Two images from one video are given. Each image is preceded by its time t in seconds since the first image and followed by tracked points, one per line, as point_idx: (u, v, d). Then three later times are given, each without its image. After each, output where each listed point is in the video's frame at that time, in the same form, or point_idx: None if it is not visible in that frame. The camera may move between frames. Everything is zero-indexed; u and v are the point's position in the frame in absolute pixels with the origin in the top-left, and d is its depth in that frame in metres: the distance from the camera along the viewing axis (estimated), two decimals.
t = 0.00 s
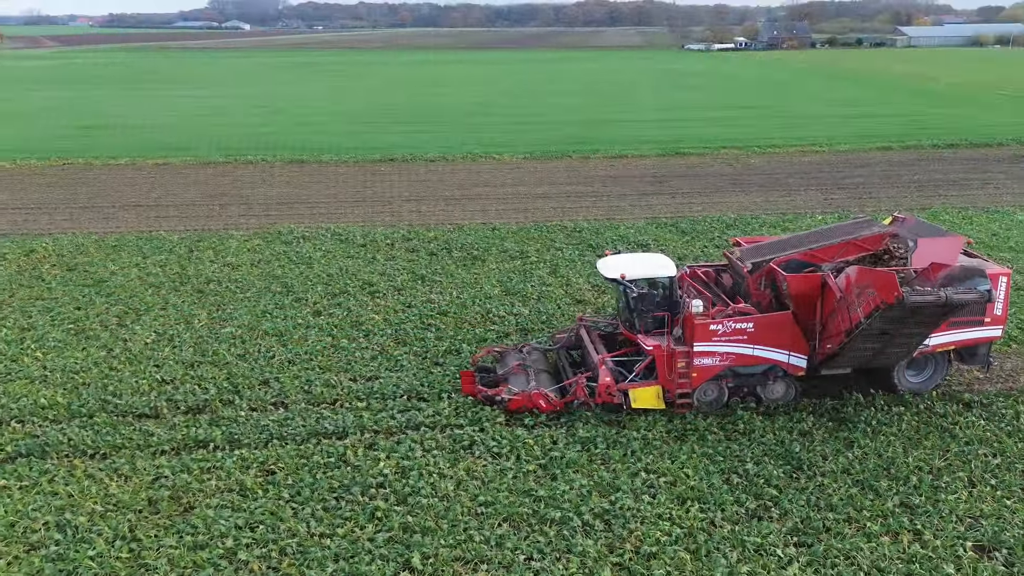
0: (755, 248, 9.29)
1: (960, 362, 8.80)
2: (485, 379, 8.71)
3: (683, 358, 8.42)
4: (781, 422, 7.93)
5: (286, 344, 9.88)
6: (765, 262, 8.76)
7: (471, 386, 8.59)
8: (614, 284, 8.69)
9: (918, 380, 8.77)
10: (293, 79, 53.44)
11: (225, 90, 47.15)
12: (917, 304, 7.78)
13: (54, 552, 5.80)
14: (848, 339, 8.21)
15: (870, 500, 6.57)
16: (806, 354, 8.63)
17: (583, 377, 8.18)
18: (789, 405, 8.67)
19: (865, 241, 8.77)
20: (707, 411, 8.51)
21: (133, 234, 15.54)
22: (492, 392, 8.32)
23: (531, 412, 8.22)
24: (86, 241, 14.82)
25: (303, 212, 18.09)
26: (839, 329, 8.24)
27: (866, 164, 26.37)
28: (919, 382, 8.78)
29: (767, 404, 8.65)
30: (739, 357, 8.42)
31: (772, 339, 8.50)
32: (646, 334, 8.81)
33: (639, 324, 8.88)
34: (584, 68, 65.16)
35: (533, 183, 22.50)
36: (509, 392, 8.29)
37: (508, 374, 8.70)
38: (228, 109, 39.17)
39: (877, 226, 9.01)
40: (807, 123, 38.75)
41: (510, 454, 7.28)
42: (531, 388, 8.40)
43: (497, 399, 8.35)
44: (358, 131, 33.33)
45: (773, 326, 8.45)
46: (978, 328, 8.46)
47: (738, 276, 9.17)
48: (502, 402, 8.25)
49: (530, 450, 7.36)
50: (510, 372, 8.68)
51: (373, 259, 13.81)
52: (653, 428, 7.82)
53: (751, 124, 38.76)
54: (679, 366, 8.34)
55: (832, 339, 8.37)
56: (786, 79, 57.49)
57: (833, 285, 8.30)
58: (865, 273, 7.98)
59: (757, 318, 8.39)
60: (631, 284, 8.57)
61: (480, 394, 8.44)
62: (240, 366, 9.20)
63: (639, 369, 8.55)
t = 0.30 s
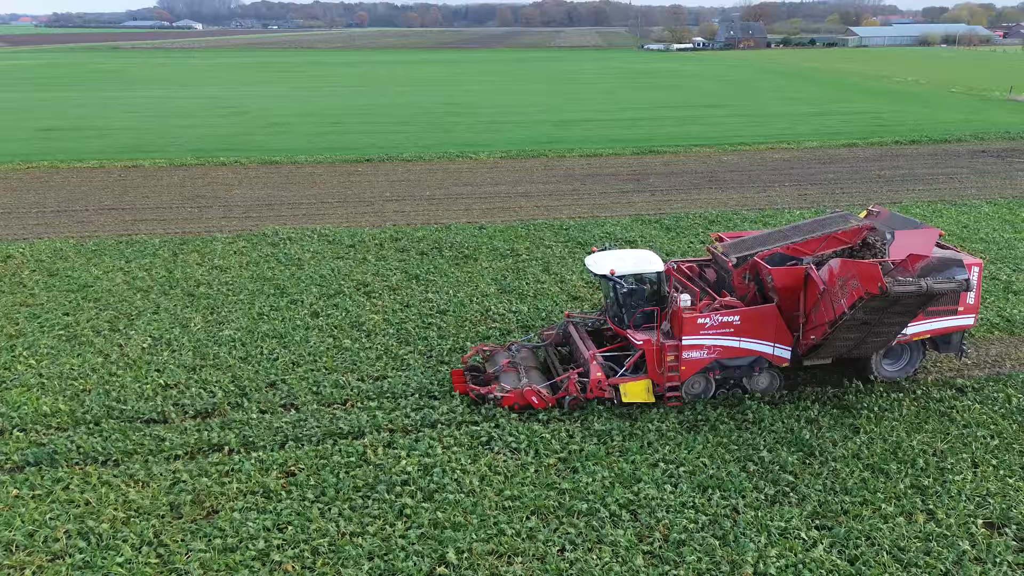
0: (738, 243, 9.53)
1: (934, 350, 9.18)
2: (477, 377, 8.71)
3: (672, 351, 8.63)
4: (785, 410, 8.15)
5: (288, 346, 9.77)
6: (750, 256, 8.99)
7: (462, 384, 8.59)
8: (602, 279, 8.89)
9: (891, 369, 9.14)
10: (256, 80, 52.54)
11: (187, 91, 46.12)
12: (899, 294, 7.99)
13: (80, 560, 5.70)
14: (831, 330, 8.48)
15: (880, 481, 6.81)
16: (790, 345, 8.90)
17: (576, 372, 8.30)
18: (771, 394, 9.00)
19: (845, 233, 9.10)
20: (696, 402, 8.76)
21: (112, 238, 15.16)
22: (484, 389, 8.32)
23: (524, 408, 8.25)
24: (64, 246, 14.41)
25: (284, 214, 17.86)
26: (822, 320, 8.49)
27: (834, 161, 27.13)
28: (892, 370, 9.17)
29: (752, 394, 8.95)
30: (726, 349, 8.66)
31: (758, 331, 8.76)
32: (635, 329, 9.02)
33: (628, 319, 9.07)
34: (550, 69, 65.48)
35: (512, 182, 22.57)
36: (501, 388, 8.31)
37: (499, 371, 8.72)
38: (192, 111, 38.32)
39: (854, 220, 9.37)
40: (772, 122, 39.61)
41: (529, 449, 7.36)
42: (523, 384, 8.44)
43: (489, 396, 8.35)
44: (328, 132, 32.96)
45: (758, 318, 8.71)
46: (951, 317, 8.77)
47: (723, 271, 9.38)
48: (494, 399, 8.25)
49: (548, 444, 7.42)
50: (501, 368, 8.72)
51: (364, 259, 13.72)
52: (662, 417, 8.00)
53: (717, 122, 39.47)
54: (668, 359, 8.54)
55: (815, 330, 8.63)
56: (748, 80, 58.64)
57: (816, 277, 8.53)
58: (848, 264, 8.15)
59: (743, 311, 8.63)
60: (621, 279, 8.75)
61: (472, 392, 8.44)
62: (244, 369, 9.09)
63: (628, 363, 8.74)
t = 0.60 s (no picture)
0: (721, 238, 9.84)
1: (910, 339, 9.54)
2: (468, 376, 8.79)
3: (661, 345, 8.86)
4: (787, 399, 8.39)
5: (291, 347, 9.70)
6: (734, 250, 9.30)
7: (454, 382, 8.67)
8: (592, 274, 9.15)
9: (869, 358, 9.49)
10: (219, 81, 51.54)
11: (148, 91, 45.01)
12: (881, 284, 8.23)
13: (112, 564, 5.63)
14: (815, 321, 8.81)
15: (889, 464, 7.06)
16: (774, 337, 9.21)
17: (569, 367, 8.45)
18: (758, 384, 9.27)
19: (824, 228, 9.44)
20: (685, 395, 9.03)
21: (92, 241, 14.77)
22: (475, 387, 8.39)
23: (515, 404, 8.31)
24: (42, 250, 14.00)
25: (266, 216, 17.62)
26: (806, 312, 8.81)
27: (803, 158, 27.84)
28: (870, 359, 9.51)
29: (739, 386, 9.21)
30: (713, 342, 8.94)
31: (744, 323, 9.06)
32: (624, 324, 9.27)
33: (617, 314, 9.31)
34: (516, 69, 65.61)
35: (492, 181, 22.59)
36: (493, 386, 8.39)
37: (490, 370, 8.81)
38: (155, 112, 37.40)
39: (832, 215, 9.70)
40: (738, 120, 40.34)
41: (548, 441, 7.47)
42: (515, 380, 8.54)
43: (481, 393, 8.43)
44: (299, 132, 32.48)
45: (744, 311, 9.00)
46: (927, 307, 9.14)
47: (707, 265, 9.67)
48: (486, 396, 8.33)
49: (565, 437, 7.53)
50: (493, 367, 8.81)
51: (355, 260, 13.62)
52: (669, 407, 8.21)
53: (686, 121, 40.05)
54: (658, 353, 8.79)
55: (799, 321, 8.95)
56: (712, 80, 59.58)
57: (799, 270, 8.84)
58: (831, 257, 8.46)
59: (730, 304, 8.91)
60: (611, 274, 9.04)
61: (464, 391, 8.52)
62: (250, 371, 9.00)
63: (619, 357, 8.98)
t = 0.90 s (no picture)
0: (704, 235, 10.13)
1: (886, 329, 9.91)
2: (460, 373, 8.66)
3: (651, 339, 9.11)
4: (791, 387, 8.66)
5: (295, 348, 9.64)
6: (721, 245, 9.58)
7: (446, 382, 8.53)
8: (582, 272, 9.35)
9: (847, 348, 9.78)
10: (182, 81, 50.49)
11: (108, 93, 43.85)
12: (865, 276, 8.48)
13: (146, 567, 5.57)
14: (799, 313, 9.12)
15: (895, 446, 7.34)
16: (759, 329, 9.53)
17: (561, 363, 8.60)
18: (742, 376, 9.60)
19: (805, 222, 9.79)
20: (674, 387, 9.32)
21: (73, 245, 14.41)
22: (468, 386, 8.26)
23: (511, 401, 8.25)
24: (22, 255, 13.61)
25: (249, 217, 17.38)
26: (791, 304, 9.10)
27: (773, 155, 28.47)
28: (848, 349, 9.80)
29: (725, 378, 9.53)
30: (700, 336, 9.23)
31: (729, 316, 9.36)
32: (613, 319, 9.50)
33: (606, 310, 9.55)
34: (481, 69, 65.64)
35: (472, 181, 22.62)
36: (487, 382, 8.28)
37: (482, 366, 8.67)
38: (119, 113, 36.48)
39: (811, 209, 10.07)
40: (707, 118, 41.00)
41: (566, 433, 7.59)
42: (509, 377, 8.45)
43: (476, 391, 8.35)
44: (270, 133, 32.00)
45: (730, 305, 9.30)
46: (902, 298, 9.50)
47: (693, 260, 9.93)
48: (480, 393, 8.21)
49: (582, 429, 7.65)
50: (484, 363, 8.67)
51: (348, 260, 13.55)
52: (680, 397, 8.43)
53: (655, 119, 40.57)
54: (648, 348, 9.05)
55: (784, 313, 9.25)
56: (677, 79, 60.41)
57: (783, 264, 9.12)
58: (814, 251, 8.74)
59: (716, 298, 9.20)
60: (602, 270, 9.24)
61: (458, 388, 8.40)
62: (258, 372, 8.94)
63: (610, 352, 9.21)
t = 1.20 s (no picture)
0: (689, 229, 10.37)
1: (864, 320, 10.28)
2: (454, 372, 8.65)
3: (642, 334, 9.34)
4: (793, 376, 8.95)
5: (301, 347, 9.61)
6: (706, 239, 9.82)
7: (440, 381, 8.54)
8: (574, 269, 9.53)
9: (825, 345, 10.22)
10: (143, 82, 49.33)
11: (67, 94, 42.65)
12: (849, 268, 8.82)
13: (184, 567, 5.56)
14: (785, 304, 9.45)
15: (897, 429, 7.66)
16: (745, 322, 9.85)
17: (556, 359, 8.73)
18: (729, 368, 9.89)
19: (787, 216, 10.13)
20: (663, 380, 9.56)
21: (55, 249, 14.06)
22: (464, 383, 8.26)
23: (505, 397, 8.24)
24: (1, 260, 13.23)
25: (233, 218, 17.17)
26: (777, 296, 9.42)
27: (745, 152, 29.07)
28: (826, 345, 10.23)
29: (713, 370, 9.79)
30: (688, 329, 9.48)
31: (717, 310, 9.64)
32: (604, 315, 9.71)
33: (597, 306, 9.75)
34: (449, 69, 65.52)
35: (453, 180, 22.64)
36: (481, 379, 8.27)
37: (474, 365, 8.62)
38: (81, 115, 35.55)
39: (791, 204, 10.41)
40: (676, 117, 41.62)
41: (582, 424, 7.74)
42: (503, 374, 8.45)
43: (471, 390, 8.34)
44: (241, 133, 31.53)
45: (717, 298, 9.58)
46: (880, 288, 9.85)
47: (679, 255, 10.19)
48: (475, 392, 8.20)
49: (598, 421, 7.80)
50: (476, 361, 8.63)
51: (341, 260, 13.50)
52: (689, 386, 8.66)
53: (625, 118, 41.01)
54: (639, 342, 9.27)
55: (770, 305, 9.58)
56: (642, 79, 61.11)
57: (769, 257, 9.44)
58: (800, 243, 9.05)
59: (704, 292, 9.45)
60: (594, 267, 9.41)
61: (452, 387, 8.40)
62: (267, 372, 8.89)
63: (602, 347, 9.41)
